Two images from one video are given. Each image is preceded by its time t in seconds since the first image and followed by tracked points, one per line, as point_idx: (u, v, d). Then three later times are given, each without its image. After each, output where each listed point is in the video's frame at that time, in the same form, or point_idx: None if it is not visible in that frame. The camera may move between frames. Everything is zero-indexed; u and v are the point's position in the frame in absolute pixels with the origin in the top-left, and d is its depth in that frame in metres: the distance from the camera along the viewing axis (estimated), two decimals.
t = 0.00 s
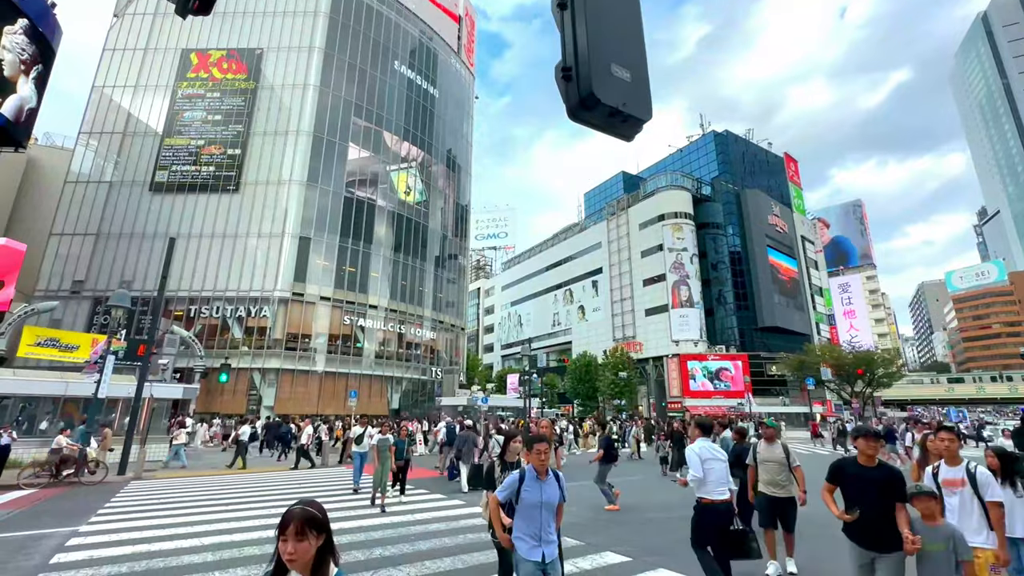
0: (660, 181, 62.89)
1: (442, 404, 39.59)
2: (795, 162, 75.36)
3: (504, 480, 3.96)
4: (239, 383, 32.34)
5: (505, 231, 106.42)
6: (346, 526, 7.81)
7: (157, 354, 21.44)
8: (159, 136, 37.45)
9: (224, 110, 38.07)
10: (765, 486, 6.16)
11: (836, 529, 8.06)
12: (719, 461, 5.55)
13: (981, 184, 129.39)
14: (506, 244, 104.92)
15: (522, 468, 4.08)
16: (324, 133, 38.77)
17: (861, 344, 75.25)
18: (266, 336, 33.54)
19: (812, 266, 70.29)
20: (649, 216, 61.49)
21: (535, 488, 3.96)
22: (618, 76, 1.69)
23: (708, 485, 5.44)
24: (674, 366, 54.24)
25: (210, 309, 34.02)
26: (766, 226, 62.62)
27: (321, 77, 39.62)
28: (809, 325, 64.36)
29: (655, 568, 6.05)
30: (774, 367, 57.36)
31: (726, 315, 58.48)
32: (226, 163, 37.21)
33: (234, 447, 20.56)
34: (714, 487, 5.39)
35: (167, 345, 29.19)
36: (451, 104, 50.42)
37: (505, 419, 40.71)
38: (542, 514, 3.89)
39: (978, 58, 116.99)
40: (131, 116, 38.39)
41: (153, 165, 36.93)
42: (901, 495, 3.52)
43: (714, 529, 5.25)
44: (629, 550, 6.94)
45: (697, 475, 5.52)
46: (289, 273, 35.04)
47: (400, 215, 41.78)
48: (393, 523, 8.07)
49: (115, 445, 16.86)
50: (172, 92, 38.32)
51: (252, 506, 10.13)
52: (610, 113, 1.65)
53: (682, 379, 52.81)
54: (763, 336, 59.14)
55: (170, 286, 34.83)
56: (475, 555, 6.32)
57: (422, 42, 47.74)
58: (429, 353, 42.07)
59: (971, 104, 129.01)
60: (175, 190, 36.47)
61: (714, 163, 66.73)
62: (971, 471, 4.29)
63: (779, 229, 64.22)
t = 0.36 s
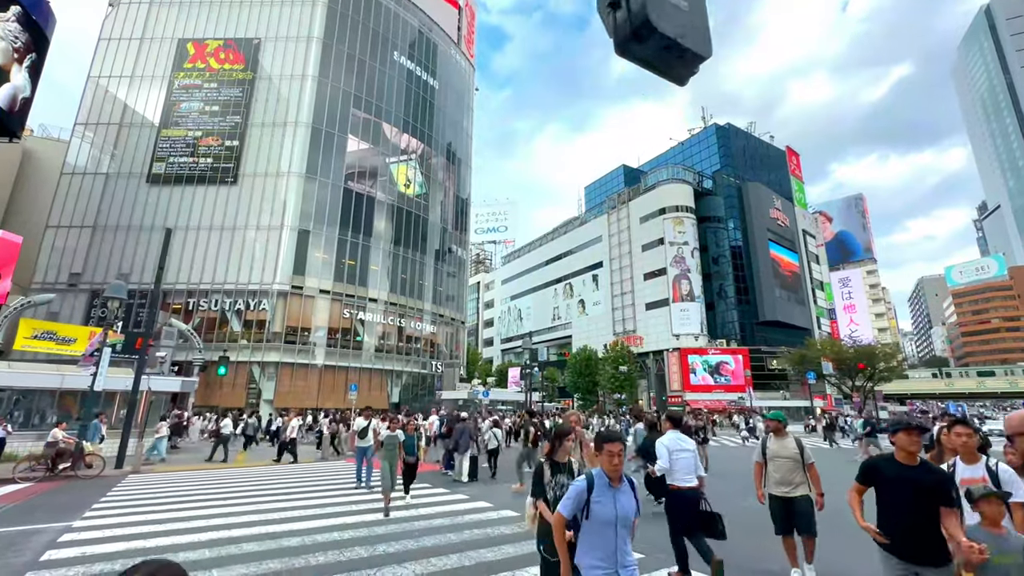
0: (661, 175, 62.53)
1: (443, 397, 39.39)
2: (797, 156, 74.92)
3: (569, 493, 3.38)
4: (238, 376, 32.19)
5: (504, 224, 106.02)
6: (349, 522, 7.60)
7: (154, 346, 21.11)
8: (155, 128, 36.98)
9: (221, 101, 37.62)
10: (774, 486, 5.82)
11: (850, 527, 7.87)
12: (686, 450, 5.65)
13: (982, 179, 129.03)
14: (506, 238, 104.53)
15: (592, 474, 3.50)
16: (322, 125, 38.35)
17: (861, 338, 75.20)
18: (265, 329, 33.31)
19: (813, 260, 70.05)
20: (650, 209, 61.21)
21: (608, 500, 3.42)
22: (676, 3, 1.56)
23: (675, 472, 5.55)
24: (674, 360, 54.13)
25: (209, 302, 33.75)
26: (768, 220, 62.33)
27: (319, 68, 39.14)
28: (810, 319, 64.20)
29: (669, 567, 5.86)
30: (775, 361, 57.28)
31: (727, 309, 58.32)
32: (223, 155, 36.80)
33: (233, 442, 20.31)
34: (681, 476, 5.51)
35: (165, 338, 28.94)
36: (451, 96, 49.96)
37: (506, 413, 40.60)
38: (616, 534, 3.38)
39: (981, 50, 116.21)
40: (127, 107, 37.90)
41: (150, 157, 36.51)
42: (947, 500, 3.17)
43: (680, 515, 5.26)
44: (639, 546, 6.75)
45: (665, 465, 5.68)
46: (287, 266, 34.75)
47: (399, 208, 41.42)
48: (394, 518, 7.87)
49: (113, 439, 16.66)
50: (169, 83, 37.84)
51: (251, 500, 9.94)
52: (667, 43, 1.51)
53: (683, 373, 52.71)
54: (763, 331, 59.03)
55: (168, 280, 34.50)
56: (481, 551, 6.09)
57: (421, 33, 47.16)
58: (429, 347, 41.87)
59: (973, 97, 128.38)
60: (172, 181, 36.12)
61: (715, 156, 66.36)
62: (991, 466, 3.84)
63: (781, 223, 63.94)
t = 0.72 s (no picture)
0: (657, 168, 62.27)
1: (437, 390, 39.06)
2: (793, 149, 74.74)
3: (631, 509, 2.74)
4: (229, 369, 31.73)
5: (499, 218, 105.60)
6: (339, 518, 7.27)
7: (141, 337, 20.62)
8: (143, 115, 36.18)
9: (211, 89, 36.84)
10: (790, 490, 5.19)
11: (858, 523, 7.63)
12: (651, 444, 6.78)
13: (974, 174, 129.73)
14: (501, 231, 103.98)
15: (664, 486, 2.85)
16: (315, 113, 37.65)
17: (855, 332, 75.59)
18: (257, 321, 32.80)
19: (808, 254, 70.12)
20: (646, 202, 60.98)
21: (682, 528, 2.76)
22: None
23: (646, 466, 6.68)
24: (669, 354, 54.09)
25: (199, 294, 33.17)
26: (764, 213, 62.22)
27: (311, 55, 38.42)
28: (804, 313, 64.34)
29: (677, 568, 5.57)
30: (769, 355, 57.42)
31: (722, 303, 58.24)
32: (213, 144, 36.06)
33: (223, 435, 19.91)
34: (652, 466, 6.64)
35: (155, 330, 28.37)
36: (446, 86, 49.26)
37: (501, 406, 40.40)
38: (695, 567, 2.70)
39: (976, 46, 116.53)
40: (114, 94, 37.02)
41: (138, 145, 35.74)
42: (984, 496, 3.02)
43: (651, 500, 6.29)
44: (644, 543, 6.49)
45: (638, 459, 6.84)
46: (279, 258, 34.20)
47: (393, 199, 40.83)
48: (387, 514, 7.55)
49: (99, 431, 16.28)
50: (156, 70, 36.98)
51: (238, 495, 9.59)
52: None
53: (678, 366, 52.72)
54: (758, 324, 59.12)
55: (156, 271, 33.84)
56: (478, 551, 5.77)
57: (416, 21, 46.32)
58: (423, 340, 41.48)
59: (968, 93, 128.68)
60: (161, 170, 35.39)
61: (712, 149, 66.07)
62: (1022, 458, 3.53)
63: (777, 217, 63.91)
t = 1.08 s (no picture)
0: (653, 159, 61.91)
1: (431, 382, 38.68)
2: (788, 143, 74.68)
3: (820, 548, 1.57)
4: (219, 360, 31.12)
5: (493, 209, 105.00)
6: (330, 514, 6.86)
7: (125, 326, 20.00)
8: (128, 101, 35.17)
9: (198, 73, 35.86)
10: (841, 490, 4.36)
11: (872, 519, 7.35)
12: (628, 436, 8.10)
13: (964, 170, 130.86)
14: (495, 223, 103.41)
15: (854, 510, 1.68)
16: (306, 100, 36.81)
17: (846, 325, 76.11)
18: (247, 312, 32.17)
19: (802, 247, 70.27)
20: (641, 194, 60.66)
21: None
22: None
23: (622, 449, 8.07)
24: (664, 346, 54.11)
25: (187, 284, 32.40)
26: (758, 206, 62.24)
27: (301, 39, 37.52)
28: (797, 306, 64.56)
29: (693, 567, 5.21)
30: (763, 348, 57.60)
31: (716, 296, 58.18)
32: (201, 130, 35.14)
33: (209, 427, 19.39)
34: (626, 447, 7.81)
35: (141, 321, 27.70)
36: (440, 74, 48.45)
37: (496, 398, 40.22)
38: None
39: (968, 42, 117.16)
40: (97, 79, 35.92)
41: (122, 131, 34.76)
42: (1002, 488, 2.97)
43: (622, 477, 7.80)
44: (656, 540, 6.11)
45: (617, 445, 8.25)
46: (269, 247, 33.48)
47: (386, 188, 40.11)
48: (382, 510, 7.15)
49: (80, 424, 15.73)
50: (141, 53, 35.90)
51: (224, 489, 9.16)
52: None
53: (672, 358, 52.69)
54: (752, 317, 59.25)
55: (142, 261, 33.00)
56: (479, 549, 5.37)
57: (409, 7, 45.38)
58: (417, 332, 41.02)
59: (959, 89, 129.49)
60: (147, 157, 34.46)
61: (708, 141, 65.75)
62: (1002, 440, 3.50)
63: (771, 210, 63.89)
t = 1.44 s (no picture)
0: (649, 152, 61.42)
1: (425, 375, 38.23)
2: (784, 136, 74.43)
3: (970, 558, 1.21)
4: (209, 353, 30.46)
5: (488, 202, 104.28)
6: (321, 516, 6.35)
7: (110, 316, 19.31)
8: (113, 86, 34.11)
9: (185, 58, 34.84)
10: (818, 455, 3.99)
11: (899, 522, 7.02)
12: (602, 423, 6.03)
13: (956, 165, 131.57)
14: (490, 215, 102.85)
15: None
16: (298, 87, 35.94)
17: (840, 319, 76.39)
18: (237, 304, 31.44)
19: (798, 240, 70.25)
20: (637, 186, 60.25)
21: None
22: None
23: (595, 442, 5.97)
24: (659, 340, 53.91)
25: (176, 275, 31.59)
26: (755, 200, 62.01)
27: (292, 25, 36.58)
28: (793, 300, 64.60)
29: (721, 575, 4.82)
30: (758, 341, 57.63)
31: (712, 289, 57.94)
32: (188, 117, 34.18)
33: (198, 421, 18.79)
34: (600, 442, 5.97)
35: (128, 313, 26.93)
36: (435, 62, 47.56)
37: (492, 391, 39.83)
38: None
39: (962, 37, 117.40)
40: (80, 63, 34.81)
41: (107, 117, 33.73)
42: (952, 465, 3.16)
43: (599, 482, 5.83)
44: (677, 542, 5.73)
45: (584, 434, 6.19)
46: (260, 237, 32.73)
47: (380, 178, 39.36)
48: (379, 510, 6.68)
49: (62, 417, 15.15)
50: (127, 37, 34.83)
51: (210, 486, 8.67)
52: None
53: (667, 351, 52.61)
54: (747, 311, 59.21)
55: (130, 251, 32.13)
56: (485, 554, 4.92)
57: None
58: (411, 324, 40.49)
59: (954, 84, 129.79)
60: (133, 144, 33.48)
61: (705, 134, 65.31)
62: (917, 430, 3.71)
63: (768, 203, 63.74)
